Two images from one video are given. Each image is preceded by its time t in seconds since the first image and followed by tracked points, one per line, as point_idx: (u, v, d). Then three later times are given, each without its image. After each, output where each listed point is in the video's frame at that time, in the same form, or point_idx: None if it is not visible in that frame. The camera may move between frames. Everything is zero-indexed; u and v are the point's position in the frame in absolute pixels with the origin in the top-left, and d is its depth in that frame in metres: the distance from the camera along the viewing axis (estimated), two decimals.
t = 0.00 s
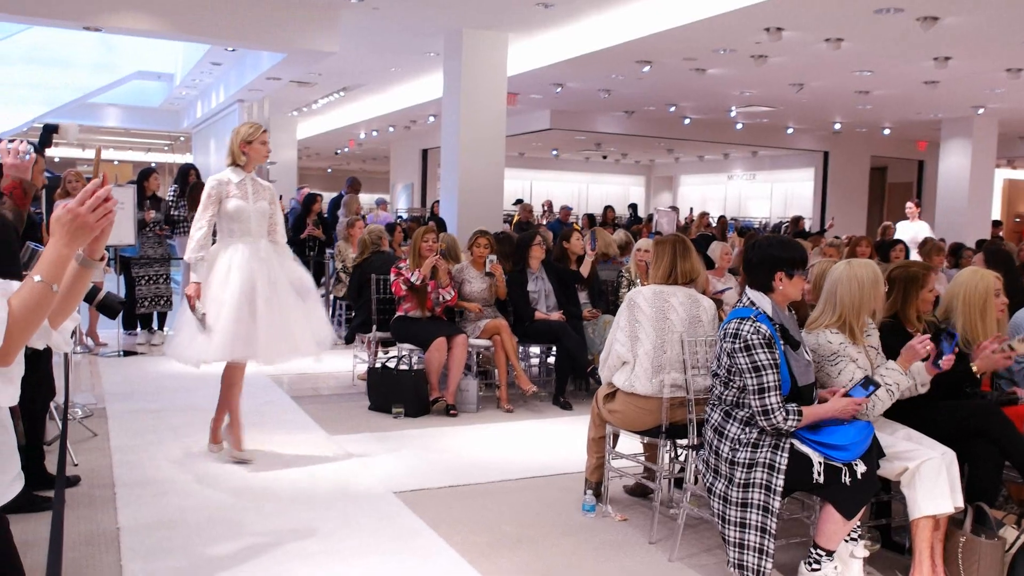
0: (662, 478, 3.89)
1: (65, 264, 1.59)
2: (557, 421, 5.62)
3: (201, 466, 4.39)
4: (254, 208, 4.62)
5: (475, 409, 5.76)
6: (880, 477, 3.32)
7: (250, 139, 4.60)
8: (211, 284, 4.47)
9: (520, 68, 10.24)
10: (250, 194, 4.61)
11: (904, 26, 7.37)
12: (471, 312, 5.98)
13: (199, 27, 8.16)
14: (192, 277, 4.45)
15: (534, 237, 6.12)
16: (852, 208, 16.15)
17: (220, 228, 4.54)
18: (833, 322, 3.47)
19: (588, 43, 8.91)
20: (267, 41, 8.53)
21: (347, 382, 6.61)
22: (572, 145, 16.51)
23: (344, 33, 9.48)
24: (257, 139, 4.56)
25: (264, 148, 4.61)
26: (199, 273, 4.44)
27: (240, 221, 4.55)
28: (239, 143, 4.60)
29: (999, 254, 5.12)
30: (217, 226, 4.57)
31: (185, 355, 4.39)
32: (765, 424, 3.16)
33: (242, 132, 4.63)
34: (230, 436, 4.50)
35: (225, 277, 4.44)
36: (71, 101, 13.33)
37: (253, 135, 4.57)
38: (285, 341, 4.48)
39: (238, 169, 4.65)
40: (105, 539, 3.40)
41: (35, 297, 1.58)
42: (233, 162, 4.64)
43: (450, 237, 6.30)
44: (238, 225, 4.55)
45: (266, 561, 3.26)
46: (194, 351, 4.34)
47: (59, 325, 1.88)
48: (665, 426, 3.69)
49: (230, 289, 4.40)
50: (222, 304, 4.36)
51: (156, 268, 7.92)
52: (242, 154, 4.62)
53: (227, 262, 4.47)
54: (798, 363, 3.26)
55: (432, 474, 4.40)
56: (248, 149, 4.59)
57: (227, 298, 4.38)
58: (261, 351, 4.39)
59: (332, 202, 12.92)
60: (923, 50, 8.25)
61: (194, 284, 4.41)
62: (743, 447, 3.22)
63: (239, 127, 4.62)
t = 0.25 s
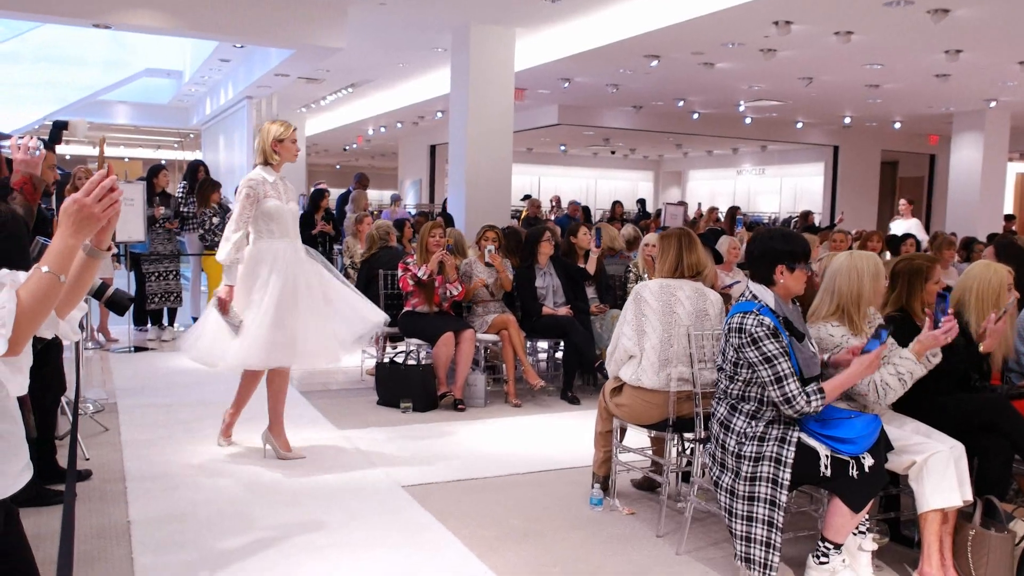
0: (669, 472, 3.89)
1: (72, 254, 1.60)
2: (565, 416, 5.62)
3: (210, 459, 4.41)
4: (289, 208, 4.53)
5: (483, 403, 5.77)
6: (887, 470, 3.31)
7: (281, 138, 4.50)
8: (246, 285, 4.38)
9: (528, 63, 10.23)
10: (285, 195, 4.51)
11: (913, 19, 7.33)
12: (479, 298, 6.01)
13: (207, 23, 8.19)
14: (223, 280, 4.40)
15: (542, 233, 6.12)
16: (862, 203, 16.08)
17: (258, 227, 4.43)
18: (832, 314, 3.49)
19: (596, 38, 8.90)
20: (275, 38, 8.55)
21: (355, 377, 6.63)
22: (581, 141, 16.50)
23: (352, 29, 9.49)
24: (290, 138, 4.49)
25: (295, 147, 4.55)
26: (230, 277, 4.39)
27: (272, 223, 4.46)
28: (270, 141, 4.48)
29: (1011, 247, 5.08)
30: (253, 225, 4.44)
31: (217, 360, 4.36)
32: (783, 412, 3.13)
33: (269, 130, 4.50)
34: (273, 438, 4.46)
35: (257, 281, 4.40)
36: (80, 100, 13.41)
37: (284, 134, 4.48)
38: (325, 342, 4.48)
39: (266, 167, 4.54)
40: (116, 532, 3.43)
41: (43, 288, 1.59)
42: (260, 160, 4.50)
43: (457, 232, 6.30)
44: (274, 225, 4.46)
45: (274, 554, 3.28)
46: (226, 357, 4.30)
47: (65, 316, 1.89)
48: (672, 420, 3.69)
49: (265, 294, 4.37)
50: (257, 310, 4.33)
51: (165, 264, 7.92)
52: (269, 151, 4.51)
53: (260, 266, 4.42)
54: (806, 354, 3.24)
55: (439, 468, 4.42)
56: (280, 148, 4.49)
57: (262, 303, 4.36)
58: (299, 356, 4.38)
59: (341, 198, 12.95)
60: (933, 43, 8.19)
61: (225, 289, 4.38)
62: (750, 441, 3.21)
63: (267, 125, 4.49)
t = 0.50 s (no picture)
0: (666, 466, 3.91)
1: (65, 249, 1.61)
2: (563, 410, 5.64)
3: (208, 455, 4.43)
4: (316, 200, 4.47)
5: (482, 398, 5.78)
6: (882, 463, 3.32)
7: (310, 127, 4.47)
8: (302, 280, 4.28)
9: (526, 57, 10.23)
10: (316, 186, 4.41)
11: (911, 12, 7.32)
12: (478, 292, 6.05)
13: (205, 19, 8.19)
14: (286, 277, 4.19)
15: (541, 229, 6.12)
16: (862, 197, 16.07)
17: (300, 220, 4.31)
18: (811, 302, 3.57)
19: (594, 32, 8.89)
20: (273, 34, 8.55)
21: (353, 373, 6.65)
22: (580, 136, 16.49)
23: (350, 24, 9.49)
24: (320, 128, 4.48)
25: (321, 137, 4.53)
26: (293, 273, 4.20)
27: (311, 215, 4.35)
28: (300, 130, 4.43)
29: (1007, 240, 5.09)
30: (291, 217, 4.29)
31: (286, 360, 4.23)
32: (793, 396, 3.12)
33: (297, 119, 4.45)
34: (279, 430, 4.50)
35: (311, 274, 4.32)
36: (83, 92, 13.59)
37: (315, 124, 4.45)
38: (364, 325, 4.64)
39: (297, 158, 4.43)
40: (113, 529, 3.44)
41: (36, 281, 1.60)
42: (291, 149, 4.41)
43: (455, 227, 6.31)
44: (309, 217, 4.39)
45: (270, 549, 3.29)
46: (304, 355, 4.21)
47: (59, 311, 1.91)
48: (669, 414, 3.71)
49: (323, 286, 4.34)
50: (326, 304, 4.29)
51: (163, 260, 7.94)
52: (298, 141, 4.44)
53: (311, 259, 4.33)
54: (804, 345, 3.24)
55: (437, 463, 4.43)
56: (311, 137, 4.45)
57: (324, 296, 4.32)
58: (353, 345, 4.48)
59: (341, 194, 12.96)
60: (931, 36, 8.19)
61: (292, 287, 4.20)
62: (746, 435, 3.22)
63: (296, 114, 4.43)
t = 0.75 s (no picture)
0: (652, 461, 3.94)
1: (50, 245, 1.60)
2: (551, 406, 5.67)
3: (196, 452, 4.43)
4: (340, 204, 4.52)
5: (469, 394, 5.80)
6: (866, 456, 3.36)
7: (336, 133, 4.47)
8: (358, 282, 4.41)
9: (513, 54, 10.23)
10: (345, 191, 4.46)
11: (895, 11, 7.38)
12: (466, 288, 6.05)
13: (190, 15, 8.15)
14: (354, 283, 4.31)
15: (528, 225, 6.14)
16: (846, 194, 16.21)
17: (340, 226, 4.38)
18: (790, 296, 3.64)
19: (580, 29, 8.91)
20: (258, 30, 8.52)
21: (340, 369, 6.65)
22: (567, 133, 16.52)
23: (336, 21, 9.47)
24: (345, 134, 4.49)
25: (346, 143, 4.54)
26: (358, 279, 4.33)
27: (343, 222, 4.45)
28: (326, 137, 4.43)
29: (988, 237, 5.17)
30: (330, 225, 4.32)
31: (354, 363, 4.37)
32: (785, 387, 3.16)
33: (323, 126, 4.45)
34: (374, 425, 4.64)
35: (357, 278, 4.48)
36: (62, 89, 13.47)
37: (341, 130, 4.47)
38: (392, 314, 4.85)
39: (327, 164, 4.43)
40: (99, 527, 3.44)
41: (20, 280, 1.56)
42: (319, 156, 4.41)
43: (441, 224, 6.29)
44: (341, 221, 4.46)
45: (258, 546, 3.29)
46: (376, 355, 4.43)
47: (45, 312, 1.90)
48: (655, 408, 3.74)
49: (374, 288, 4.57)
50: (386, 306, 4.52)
51: (147, 258, 7.91)
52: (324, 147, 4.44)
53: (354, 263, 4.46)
54: (790, 341, 3.27)
55: (425, 459, 4.45)
56: (338, 144, 4.47)
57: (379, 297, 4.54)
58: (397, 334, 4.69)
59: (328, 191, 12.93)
60: (915, 34, 8.26)
61: (360, 291, 4.33)
62: (731, 430, 3.24)
63: (321, 122, 4.43)
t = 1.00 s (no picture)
0: (629, 459, 3.97)
1: (28, 247, 1.62)
2: (528, 405, 5.69)
3: (171, 454, 4.40)
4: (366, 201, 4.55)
5: (446, 394, 5.82)
6: (839, 453, 3.42)
7: (358, 129, 4.53)
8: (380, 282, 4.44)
9: (489, 55, 10.25)
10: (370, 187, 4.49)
11: (867, 13, 7.48)
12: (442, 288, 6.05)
13: (163, 13, 8.09)
14: (369, 280, 4.37)
15: (500, 224, 6.19)
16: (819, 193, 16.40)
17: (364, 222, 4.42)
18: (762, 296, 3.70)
19: (556, 30, 8.94)
20: (233, 29, 8.46)
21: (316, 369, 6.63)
22: (543, 132, 16.56)
23: (312, 20, 9.43)
24: (368, 130, 4.55)
25: (369, 138, 4.59)
26: (376, 275, 4.39)
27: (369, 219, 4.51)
28: (350, 134, 4.49)
29: (959, 236, 5.26)
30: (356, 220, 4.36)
31: (376, 359, 4.40)
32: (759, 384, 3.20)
33: (346, 123, 4.50)
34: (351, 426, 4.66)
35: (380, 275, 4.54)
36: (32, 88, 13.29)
37: (363, 126, 4.53)
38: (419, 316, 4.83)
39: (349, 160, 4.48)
40: (73, 530, 3.41)
41: None
42: (344, 153, 4.47)
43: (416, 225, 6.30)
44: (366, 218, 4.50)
45: (235, 547, 3.28)
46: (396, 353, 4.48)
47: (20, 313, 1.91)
48: (631, 407, 3.77)
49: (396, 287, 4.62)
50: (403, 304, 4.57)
51: (120, 257, 7.84)
52: (348, 145, 4.50)
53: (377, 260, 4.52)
54: (764, 339, 3.32)
55: (402, 459, 4.45)
56: (360, 140, 4.51)
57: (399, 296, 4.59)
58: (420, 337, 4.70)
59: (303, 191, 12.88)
60: (886, 37, 8.37)
61: (375, 288, 4.39)
62: (706, 429, 3.28)
63: (344, 118, 4.49)
